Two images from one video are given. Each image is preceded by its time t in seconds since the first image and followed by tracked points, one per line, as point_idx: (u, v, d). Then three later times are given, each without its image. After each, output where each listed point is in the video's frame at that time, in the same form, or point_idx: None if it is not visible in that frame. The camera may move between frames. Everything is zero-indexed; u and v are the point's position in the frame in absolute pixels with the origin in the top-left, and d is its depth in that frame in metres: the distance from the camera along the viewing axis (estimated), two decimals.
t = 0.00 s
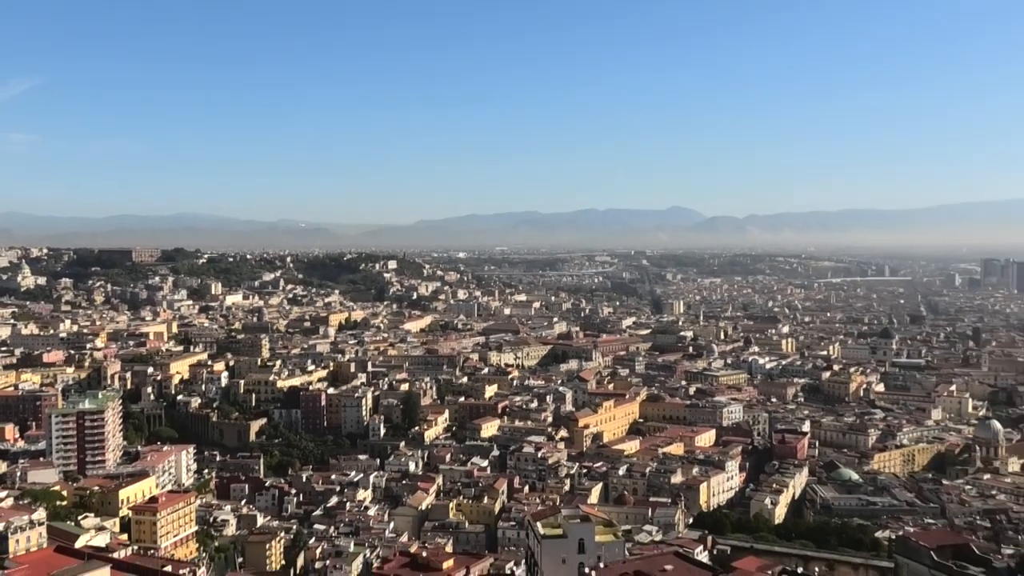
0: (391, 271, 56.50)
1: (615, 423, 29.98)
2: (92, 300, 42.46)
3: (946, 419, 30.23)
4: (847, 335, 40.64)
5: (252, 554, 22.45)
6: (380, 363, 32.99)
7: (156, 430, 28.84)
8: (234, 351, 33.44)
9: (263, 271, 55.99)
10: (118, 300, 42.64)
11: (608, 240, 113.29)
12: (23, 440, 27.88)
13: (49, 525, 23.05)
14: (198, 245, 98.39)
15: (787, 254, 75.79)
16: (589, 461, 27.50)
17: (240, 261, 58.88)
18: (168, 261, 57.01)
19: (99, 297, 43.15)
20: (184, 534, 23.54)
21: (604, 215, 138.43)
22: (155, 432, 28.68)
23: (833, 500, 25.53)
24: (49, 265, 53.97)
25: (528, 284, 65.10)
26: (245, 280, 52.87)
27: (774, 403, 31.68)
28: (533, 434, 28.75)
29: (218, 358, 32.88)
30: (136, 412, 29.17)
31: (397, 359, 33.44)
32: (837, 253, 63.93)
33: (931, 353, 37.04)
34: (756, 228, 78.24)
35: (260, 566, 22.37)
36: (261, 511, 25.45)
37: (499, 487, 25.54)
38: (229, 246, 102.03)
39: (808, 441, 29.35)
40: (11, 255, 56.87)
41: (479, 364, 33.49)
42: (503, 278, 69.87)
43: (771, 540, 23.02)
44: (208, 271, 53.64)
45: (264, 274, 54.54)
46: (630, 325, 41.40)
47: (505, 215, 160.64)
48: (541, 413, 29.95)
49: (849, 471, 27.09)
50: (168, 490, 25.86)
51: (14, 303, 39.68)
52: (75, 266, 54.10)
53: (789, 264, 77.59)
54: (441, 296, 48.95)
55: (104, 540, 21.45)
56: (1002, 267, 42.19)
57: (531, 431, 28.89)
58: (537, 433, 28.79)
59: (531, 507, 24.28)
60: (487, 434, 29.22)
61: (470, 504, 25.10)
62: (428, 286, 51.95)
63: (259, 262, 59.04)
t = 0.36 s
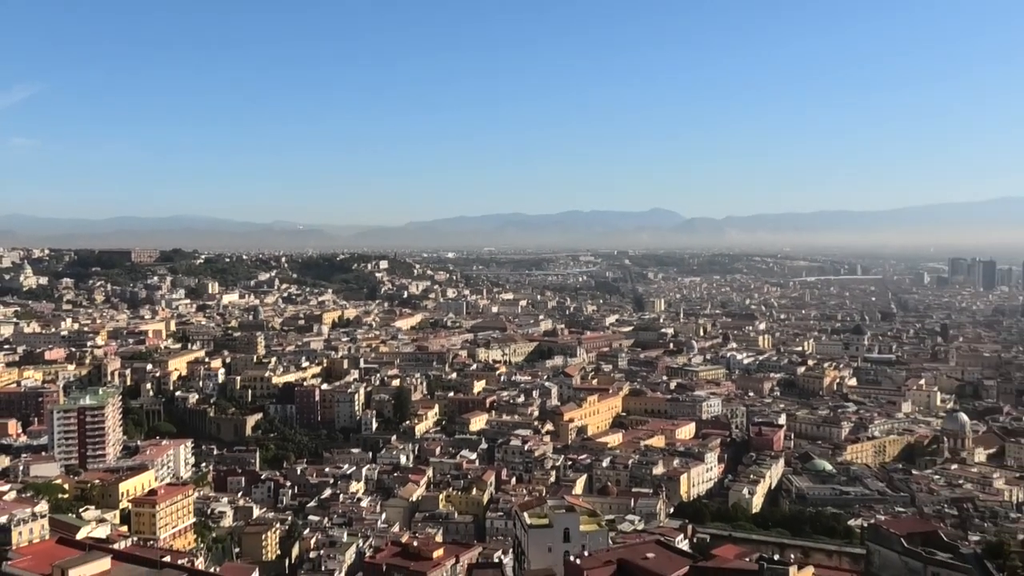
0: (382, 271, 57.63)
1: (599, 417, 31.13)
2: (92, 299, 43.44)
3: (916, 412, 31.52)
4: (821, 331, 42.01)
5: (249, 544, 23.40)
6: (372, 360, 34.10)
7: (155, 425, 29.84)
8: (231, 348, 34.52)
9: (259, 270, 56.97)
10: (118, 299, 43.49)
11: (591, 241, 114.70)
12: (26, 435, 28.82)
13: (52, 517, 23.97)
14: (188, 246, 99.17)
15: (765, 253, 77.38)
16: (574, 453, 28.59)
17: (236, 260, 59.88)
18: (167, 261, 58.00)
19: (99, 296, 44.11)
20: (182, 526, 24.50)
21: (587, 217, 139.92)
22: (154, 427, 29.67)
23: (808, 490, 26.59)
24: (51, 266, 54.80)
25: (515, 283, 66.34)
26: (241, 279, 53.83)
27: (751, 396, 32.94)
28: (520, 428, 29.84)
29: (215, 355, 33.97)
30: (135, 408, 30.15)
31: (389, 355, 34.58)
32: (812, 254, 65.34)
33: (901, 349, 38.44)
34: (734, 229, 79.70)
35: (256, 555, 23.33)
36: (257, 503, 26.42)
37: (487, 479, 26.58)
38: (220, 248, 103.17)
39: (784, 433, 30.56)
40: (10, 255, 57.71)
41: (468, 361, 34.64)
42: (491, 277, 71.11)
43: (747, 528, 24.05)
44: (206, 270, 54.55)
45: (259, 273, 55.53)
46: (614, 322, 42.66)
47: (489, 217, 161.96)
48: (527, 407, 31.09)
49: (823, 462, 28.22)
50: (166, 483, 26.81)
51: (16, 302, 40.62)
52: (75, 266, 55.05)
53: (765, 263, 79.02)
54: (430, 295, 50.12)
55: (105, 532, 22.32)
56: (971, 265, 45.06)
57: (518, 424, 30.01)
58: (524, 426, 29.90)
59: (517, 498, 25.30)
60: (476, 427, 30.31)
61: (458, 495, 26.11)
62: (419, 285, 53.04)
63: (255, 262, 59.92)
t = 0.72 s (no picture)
0: (374, 270, 58.81)
1: (584, 411, 32.31)
2: (93, 297, 44.45)
3: (887, 405, 32.86)
4: (797, 328, 43.42)
5: (246, 534, 24.30)
6: (364, 357, 35.24)
7: (155, 420, 30.83)
8: (228, 346, 35.63)
9: (256, 270, 57.98)
10: (119, 298, 44.37)
11: (574, 241, 116.17)
12: (29, 430, 29.71)
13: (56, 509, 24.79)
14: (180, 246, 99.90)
15: (743, 253, 79.04)
16: (560, 445, 29.69)
17: (234, 260, 60.93)
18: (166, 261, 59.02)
19: (101, 295, 45.10)
20: (182, 518, 25.39)
21: (569, 217, 141.44)
22: (154, 422, 30.66)
23: (785, 480, 27.66)
24: (54, 266, 55.59)
25: (503, 282, 67.64)
26: (239, 279, 54.82)
27: (730, 391, 34.23)
28: (508, 422, 30.97)
29: (213, 353, 35.10)
30: (136, 404, 31.13)
31: (381, 352, 35.76)
32: (789, 253, 66.93)
33: (872, 344, 39.89)
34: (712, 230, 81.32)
35: (253, 545, 24.22)
36: (254, 495, 27.34)
37: (476, 471, 27.58)
38: (218, 249, 105.74)
39: (762, 426, 31.78)
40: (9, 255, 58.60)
41: (458, 357, 35.82)
42: (479, 276, 72.38)
43: (727, 517, 25.03)
44: (204, 270, 55.49)
45: (256, 273, 56.58)
46: (598, 319, 43.93)
47: (473, 217, 163.35)
48: (515, 402, 32.24)
49: (800, 454, 29.35)
50: (166, 476, 27.70)
51: (19, 301, 41.55)
52: (76, 266, 56.04)
53: (744, 262, 80.62)
54: (421, 293, 51.31)
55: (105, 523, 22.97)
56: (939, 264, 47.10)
57: (506, 418, 31.14)
58: (511, 420, 31.02)
59: (505, 489, 26.28)
60: (466, 421, 31.41)
61: (449, 487, 27.09)
62: (410, 284, 54.23)
63: (252, 262, 60.86)
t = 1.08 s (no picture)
0: (367, 270, 60.02)
1: (569, 405, 33.53)
2: (93, 296, 45.49)
3: (860, 399, 34.23)
4: (774, 324, 44.85)
5: (243, 525, 25.20)
6: (358, 354, 36.40)
7: (154, 414, 31.83)
8: (225, 343, 36.77)
9: (252, 270, 59.04)
10: (119, 297, 45.28)
11: (559, 241, 117.70)
12: (31, 426, 30.60)
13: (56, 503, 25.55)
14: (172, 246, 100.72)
15: (724, 253, 80.72)
16: (547, 438, 30.81)
17: (232, 260, 62.02)
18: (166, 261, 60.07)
19: (101, 294, 46.11)
20: (180, 510, 26.23)
21: (553, 218, 143.00)
22: (153, 416, 31.65)
23: (762, 471, 28.82)
24: (55, 266, 56.34)
25: (492, 281, 68.95)
26: (236, 278, 55.85)
27: (710, 386, 35.58)
28: (496, 416, 32.11)
29: (211, 350, 36.22)
30: (135, 399, 32.13)
31: (374, 349, 36.99)
32: (768, 252, 68.55)
33: (846, 340, 41.34)
34: (693, 230, 82.90)
35: (250, 536, 25.10)
36: (251, 489, 28.24)
37: (466, 464, 28.54)
38: (217, 249, 108.41)
39: (741, 419, 33.05)
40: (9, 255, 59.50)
41: (448, 354, 37.04)
42: (468, 276, 73.68)
43: (707, 508, 26.12)
44: (201, 270, 56.40)
45: (252, 272, 57.69)
46: (584, 317, 45.24)
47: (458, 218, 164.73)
48: (503, 397, 33.42)
49: (777, 446, 30.53)
50: (164, 470, 28.56)
51: (21, 300, 42.53)
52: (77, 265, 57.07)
53: (723, 262, 82.15)
54: (412, 292, 52.52)
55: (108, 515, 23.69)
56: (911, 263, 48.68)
57: (494, 413, 32.28)
58: (500, 415, 32.16)
59: (494, 481, 27.27)
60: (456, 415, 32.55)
61: (441, 480, 27.97)
62: (401, 283, 55.41)
63: (247, 262, 61.90)
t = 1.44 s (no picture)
0: (361, 270, 61.22)
1: (556, 400, 34.77)
2: (94, 295, 46.57)
3: (835, 394, 35.66)
4: (753, 322, 46.30)
5: (241, 516, 26.06)
6: (351, 352, 37.63)
7: (154, 410, 32.85)
8: (223, 341, 37.93)
9: (250, 269, 60.12)
10: (120, 296, 46.21)
11: (545, 242, 119.21)
12: (34, 421, 31.44)
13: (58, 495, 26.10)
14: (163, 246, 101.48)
15: (705, 254, 82.42)
16: (534, 432, 31.97)
17: (230, 260, 63.06)
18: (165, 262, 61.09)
19: (101, 293, 47.08)
20: (180, 501, 26.87)
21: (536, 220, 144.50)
22: (153, 412, 32.66)
23: (741, 463, 30.01)
24: (59, 266, 57.24)
25: (481, 281, 70.26)
26: (234, 278, 56.85)
27: (691, 381, 36.97)
28: (485, 411, 33.26)
29: (209, 348, 37.38)
30: (136, 395, 33.13)
31: (367, 346, 38.28)
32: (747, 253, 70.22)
33: (822, 338, 42.82)
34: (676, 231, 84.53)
35: (248, 527, 25.95)
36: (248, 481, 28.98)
37: (457, 457, 29.41)
38: (216, 249, 111.42)
39: (721, 414, 34.37)
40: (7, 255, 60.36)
41: (439, 351, 38.32)
42: (458, 275, 74.99)
43: (688, 499, 27.31)
44: (200, 270, 57.26)
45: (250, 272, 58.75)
46: (570, 315, 46.57)
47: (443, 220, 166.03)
48: (492, 393, 34.62)
49: (755, 439, 31.76)
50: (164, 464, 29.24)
51: (24, 299, 43.52)
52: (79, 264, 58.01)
53: (703, 262, 83.71)
54: (405, 291, 53.71)
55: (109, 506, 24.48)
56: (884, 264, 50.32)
57: (484, 408, 33.44)
58: (489, 410, 33.30)
59: (483, 473, 28.30)
60: (448, 410, 33.74)
61: (432, 473, 28.73)
62: (394, 283, 56.61)
63: (243, 262, 62.98)
